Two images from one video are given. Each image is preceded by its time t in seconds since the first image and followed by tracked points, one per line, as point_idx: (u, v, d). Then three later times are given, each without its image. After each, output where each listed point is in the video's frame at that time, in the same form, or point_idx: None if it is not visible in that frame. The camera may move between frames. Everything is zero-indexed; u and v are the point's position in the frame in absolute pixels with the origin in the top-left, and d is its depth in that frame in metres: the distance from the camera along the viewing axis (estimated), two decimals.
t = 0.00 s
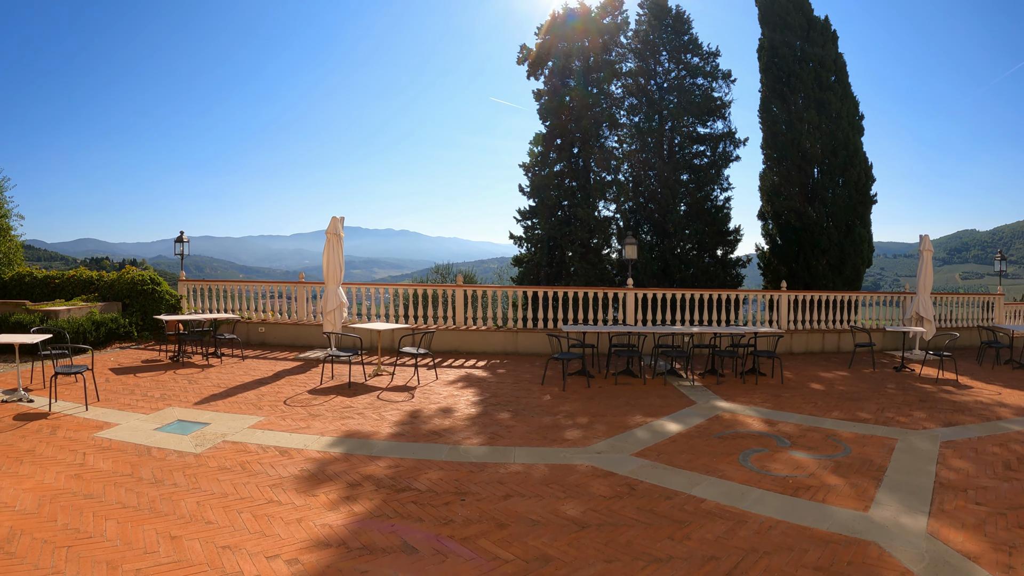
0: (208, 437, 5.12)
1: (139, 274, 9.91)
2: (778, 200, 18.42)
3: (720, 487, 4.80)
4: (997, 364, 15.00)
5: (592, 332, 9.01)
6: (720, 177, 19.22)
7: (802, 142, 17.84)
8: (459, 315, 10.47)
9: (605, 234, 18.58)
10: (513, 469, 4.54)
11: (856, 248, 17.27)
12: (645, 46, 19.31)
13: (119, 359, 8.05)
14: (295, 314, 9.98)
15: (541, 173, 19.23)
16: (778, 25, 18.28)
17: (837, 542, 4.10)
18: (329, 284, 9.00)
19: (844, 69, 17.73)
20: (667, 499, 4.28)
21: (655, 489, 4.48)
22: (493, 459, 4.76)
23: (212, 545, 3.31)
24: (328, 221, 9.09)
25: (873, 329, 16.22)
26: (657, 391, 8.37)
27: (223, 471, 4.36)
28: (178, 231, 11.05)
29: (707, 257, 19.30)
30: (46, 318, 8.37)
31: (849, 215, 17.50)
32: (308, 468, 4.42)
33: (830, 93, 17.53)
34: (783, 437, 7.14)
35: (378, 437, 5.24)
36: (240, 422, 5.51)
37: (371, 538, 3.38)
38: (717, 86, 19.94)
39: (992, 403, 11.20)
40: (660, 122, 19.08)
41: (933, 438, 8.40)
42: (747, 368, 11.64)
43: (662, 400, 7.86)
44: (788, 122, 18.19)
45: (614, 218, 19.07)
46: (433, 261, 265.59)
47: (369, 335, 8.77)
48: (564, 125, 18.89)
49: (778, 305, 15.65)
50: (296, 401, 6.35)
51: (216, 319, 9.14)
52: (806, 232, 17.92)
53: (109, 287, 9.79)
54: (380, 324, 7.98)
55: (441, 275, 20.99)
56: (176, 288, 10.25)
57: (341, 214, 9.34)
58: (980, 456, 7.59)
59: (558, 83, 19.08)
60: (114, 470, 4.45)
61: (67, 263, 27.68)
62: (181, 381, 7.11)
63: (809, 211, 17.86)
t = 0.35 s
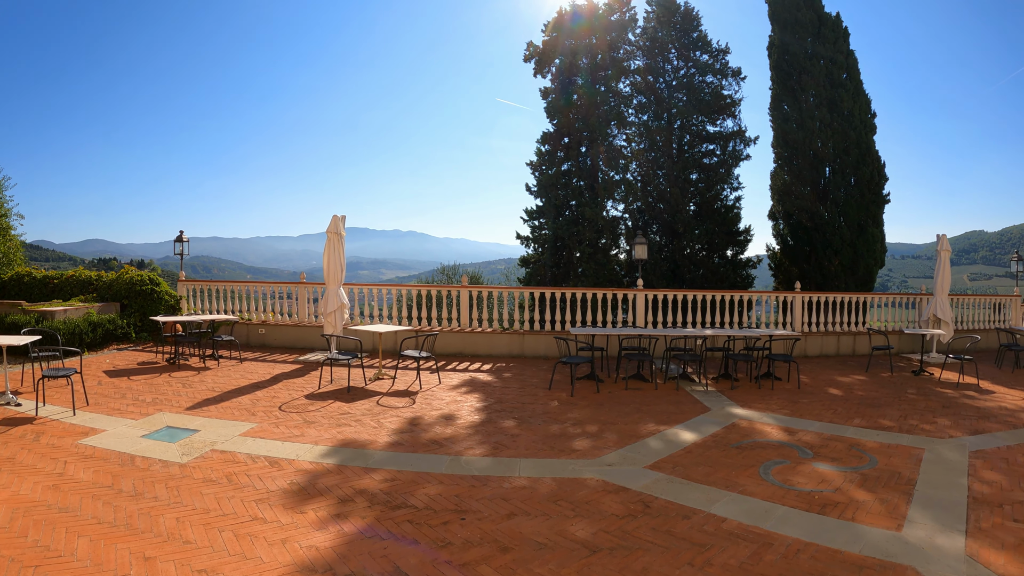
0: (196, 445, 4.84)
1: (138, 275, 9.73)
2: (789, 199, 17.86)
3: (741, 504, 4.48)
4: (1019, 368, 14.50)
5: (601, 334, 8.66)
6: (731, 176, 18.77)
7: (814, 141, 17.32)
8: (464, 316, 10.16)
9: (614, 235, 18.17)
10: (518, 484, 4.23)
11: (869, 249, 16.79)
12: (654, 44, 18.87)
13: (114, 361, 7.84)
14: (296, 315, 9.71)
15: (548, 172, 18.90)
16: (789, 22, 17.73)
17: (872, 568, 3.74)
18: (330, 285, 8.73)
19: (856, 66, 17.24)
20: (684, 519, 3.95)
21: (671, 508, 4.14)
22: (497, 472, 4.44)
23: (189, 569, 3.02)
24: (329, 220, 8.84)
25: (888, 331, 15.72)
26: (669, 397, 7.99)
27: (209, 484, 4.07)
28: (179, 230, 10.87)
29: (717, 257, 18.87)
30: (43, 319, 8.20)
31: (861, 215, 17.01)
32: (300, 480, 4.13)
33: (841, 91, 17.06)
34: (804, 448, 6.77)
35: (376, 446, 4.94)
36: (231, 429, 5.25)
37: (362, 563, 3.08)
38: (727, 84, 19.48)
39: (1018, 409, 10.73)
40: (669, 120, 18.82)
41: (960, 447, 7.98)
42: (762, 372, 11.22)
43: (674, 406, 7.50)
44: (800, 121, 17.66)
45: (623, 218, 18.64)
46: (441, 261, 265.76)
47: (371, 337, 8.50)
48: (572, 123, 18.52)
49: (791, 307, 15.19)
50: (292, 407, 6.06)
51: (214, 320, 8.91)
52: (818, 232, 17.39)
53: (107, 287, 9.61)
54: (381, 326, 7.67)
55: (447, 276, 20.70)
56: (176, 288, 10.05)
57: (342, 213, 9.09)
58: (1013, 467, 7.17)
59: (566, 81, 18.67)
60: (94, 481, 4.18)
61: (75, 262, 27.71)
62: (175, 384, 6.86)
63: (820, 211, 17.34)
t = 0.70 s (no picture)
0: (190, 459, 4.59)
1: (145, 277, 9.65)
2: (809, 200, 17.14)
3: (776, 529, 4.08)
4: None
5: (619, 340, 8.28)
6: (750, 177, 18.21)
7: (834, 140, 16.69)
8: (476, 321, 9.83)
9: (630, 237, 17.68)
10: (533, 505, 3.88)
11: (890, 251, 16.17)
12: (670, 42, 18.42)
13: (117, 367, 7.75)
14: (305, 318, 9.46)
15: (564, 173, 18.57)
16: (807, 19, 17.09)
17: None
18: (339, 288, 8.43)
19: (875, 63, 16.64)
20: (716, 548, 3.57)
21: (700, 535, 3.76)
22: (510, 491, 4.10)
23: None
24: (338, 222, 8.55)
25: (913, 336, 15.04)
26: (692, 407, 7.57)
27: (201, 502, 3.79)
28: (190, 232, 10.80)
29: (735, 260, 18.29)
30: (48, 322, 8.18)
31: (883, 216, 16.37)
32: (297, 499, 3.83)
33: (861, 89, 16.42)
34: (836, 464, 6.31)
35: (381, 460, 4.63)
36: (229, 440, 5.00)
37: None
38: (745, 84, 19.01)
39: None
40: (686, 120, 18.32)
41: (1003, 462, 7.46)
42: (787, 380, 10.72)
43: (698, 417, 7.08)
44: (819, 121, 17.00)
45: (639, 219, 18.12)
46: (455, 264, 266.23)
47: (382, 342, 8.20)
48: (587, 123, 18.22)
49: (814, 311, 14.61)
50: (295, 417, 5.78)
51: (220, 324, 8.72)
52: (839, 234, 16.67)
53: (114, 290, 9.54)
54: (391, 331, 7.37)
55: (461, 279, 20.42)
56: (184, 290, 9.92)
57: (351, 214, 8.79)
58: None
59: (580, 81, 18.31)
60: (81, 496, 3.93)
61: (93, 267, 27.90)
62: (177, 391, 6.64)
63: (840, 212, 16.67)
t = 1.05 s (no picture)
0: (185, 470, 4.36)
1: (154, 278, 9.63)
2: (831, 200, 16.43)
3: (817, 554, 3.68)
4: None
5: (640, 344, 7.90)
6: (771, 176, 17.60)
7: (856, 138, 15.96)
8: (491, 323, 9.49)
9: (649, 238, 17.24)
10: (549, 527, 3.54)
11: (916, 252, 15.42)
12: (688, 40, 17.95)
13: (122, 370, 7.71)
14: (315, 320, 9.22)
15: (581, 173, 18.17)
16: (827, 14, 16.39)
17: None
18: (348, 290, 8.12)
19: (897, 59, 15.93)
20: None
21: (734, 563, 3.38)
22: (525, 510, 3.76)
23: None
24: (348, 221, 8.20)
25: (941, 339, 14.30)
26: (717, 415, 7.14)
27: (190, 520, 3.52)
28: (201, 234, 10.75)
29: (756, 261, 17.67)
30: (54, 323, 8.22)
31: (907, 216, 15.63)
32: (294, 518, 3.54)
33: (884, 86, 15.70)
34: (875, 478, 5.84)
35: (387, 473, 4.33)
36: (228, 450, 4.77)
37: None
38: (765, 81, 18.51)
39: None
40: (705, 118, 17.84)
41: None
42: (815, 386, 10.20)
43: (725, 426, 6.66)
44: (842, 119, 16.30)
45: (658, 220, 17.63)
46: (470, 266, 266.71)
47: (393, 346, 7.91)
48: (603, 122, 17.75)
49: (839, 313, 13.97)
50: (299, 424, 5.50)
51: (227, 326, 8.55)
52: (863, 234, 15.96)
53: (123, 291, 9.56)
54: (402, 334, 7.09)
55: (475, 281, 20.13)
56: (192, 292, 9.84)
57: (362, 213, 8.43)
58: None
59: (597, 79, 17.89)
60: (65, 509, 3.70)
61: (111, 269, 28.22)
62: (179, 397, 6.46)
63: (864, 211, 15.95)
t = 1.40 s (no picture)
0: (179, 485, 4.27)
1: (164, 280, 9.54)
2: (854, 201, 15.53)
3: None
4: None
5: (662, 350, 7.53)
6: (791, 177, 16.99)
7: (878, 136, 15.07)
8: (507, 328, 9.15)
9: (668, 238, 16.88)
10: (568, 557, 3.22)
11: (940, 253, 14.44)
12: (708, 39, 17.46)
13: (127, 374, 7.71)
14: (328, 324, 9.00)
15: (599, 173, 17.80)
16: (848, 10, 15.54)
17: None
18: (360, 293, 7.66)
19: (921, 55, 15.02)
20: None
21: None
22: (542, 536, 3.45)
23: None
24: (358, 221, 7.70)
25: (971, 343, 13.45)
26: (744, 427, 6.72)
27: (180, 544, 3.32)
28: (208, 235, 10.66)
29: (776, 262, 17.09)
30: (60, 326, 8.27)
31: (932, 216, 14.65)
32: (292, 543, 3.30)
33: (907, 83, 14.79)
34: (918, 497, 5.36)
35: (395, 490, 4.04)
36: (228, 463, 4.63)
37: None
38: (786, 79, 18.04)
39: None
40: (723, 116, 17.27)
41: None
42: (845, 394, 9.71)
43: (754, 438, 6.25)
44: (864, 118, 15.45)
45: (677, 221, 17.19)
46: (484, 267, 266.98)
47: (407, 352, 7.65)
48: (621, 120, 17.23)
49: (867, 318, 13.19)
50: (305, 435, 5.27)
51: (234, 330, 8.42)
52: (887, 236, 15.01)
53: (131, 294, 9.54)
54: (415, 339, 6.83)
55: (491, 284, 19.86)
56: (201, 295, 9.74)
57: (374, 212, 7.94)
58: None
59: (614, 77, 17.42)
60: (50, 529, 3.64)
61: (129, 271, 28.43)
62: (182, 405, 6.37)
63: (888, 211, 15.02)
